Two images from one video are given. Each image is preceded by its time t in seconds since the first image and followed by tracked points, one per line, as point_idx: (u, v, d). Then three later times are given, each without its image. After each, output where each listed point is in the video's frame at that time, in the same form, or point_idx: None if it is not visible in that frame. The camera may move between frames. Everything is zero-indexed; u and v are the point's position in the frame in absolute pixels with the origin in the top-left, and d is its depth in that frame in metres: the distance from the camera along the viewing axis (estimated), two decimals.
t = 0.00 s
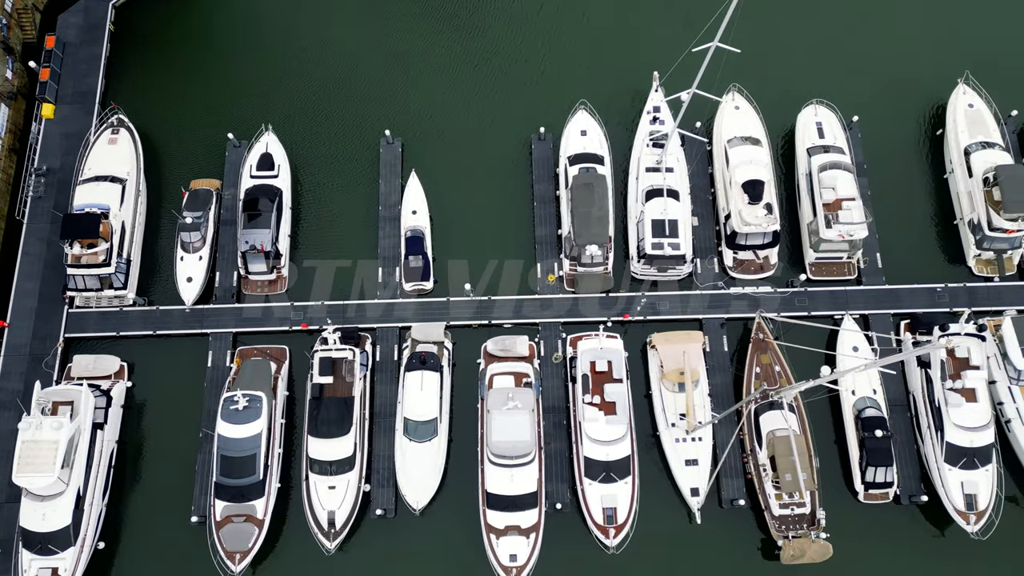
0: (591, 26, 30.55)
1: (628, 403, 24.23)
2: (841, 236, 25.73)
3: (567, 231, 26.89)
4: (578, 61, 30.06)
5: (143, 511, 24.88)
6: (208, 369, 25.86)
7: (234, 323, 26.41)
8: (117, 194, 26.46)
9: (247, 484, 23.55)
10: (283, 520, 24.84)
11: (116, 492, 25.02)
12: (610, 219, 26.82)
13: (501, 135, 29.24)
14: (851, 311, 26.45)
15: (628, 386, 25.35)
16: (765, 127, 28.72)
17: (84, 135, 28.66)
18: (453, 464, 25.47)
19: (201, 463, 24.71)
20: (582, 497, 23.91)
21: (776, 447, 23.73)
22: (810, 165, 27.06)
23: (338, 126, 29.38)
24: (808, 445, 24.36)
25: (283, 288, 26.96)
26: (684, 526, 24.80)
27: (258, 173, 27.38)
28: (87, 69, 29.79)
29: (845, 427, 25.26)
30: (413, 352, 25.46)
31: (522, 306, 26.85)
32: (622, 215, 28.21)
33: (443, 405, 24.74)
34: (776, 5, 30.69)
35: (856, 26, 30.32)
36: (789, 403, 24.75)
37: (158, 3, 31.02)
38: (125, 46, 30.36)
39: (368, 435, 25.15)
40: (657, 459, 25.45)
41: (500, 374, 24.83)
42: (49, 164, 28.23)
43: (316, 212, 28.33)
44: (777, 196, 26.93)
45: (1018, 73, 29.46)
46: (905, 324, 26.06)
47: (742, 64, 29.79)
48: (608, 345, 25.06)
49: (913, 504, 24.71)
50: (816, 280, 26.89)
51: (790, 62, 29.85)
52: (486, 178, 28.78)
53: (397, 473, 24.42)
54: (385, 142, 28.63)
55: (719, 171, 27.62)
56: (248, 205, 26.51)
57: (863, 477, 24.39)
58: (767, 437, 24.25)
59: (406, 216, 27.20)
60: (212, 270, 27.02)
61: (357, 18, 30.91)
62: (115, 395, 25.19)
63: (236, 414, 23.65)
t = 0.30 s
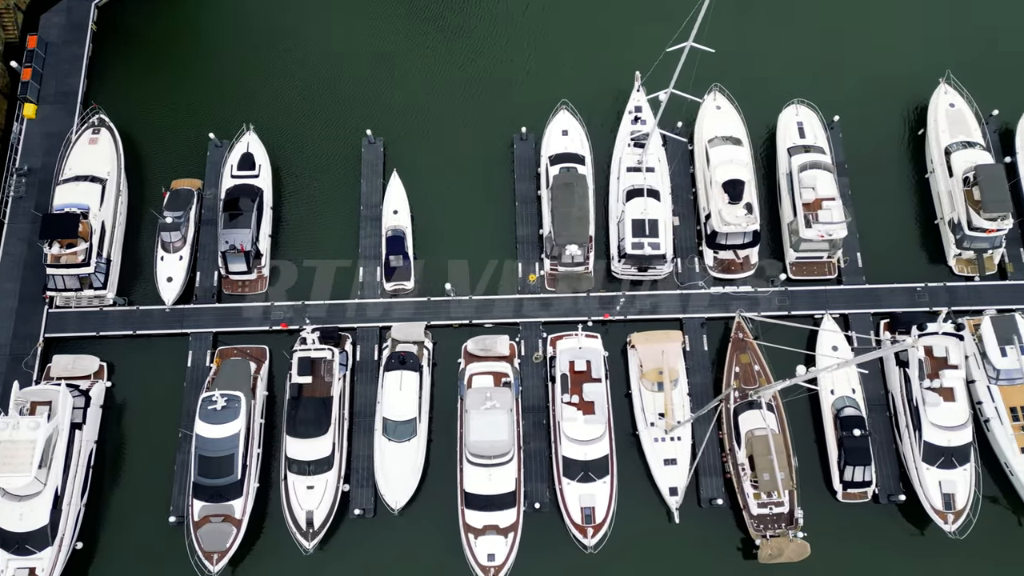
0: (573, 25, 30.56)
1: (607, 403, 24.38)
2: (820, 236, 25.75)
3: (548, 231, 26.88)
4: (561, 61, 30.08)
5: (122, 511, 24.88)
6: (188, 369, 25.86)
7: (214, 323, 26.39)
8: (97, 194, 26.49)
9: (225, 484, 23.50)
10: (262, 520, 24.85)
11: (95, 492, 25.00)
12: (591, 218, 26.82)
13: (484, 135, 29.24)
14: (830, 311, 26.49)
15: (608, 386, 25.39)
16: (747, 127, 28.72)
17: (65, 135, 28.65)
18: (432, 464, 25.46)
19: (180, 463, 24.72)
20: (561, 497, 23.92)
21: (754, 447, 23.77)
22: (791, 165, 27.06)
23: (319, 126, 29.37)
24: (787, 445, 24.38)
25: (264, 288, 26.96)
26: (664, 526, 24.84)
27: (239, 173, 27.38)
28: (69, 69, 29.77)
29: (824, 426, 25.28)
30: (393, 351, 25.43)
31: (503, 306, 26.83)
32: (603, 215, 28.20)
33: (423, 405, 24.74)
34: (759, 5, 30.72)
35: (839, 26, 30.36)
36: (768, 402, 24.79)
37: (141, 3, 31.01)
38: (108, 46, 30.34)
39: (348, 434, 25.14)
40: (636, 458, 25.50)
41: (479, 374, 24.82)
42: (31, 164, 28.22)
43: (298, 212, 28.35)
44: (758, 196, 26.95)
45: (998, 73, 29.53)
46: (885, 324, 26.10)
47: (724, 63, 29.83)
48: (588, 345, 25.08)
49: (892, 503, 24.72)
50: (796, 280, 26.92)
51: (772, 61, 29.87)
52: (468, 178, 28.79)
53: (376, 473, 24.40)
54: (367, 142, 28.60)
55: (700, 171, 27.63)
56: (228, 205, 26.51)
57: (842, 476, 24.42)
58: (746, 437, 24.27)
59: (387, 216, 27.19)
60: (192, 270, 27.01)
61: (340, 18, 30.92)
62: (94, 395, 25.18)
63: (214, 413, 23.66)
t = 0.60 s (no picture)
0: (555, 25, 30.59)
1: (585, 402, 24.42)
2: (799, 236, 25.80)
3: (529, 231, 26.88)
4: (542, 61, 30.10)
5: (100, 511, 24.85)
6: (167, 369, 25.85)
7: (194, 323, 26.39)
8: (77, 194, 26.52)
9: (202, 484, 23.51)
10: (240, 520, 24.82)
11: (73, 492, 24.97)
12: (571, 218, 26.82)
13: (465, 135, 29.26)
14: (810, 311, 26.54)
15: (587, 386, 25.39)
16: (728, 127, 28.76)
17: (47, 135, 28.64)
18: (412, 464, 25.45)
19: (158, 463, 24.72)
20: (539, 497, 23.91)
21: (732, 446, 23.71)
22: (771, 165, 27.09)
23: (301, 126, 29.40)
24: (765, 444, 24.35)
25: (244, 288, 26.95)
26: (642, 526, 24.85)
27: (219, 173, 27.40)
28: (50, 69, 29.76)
29: (803, 425, 25.31)
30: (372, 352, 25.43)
31: (483, 306, 26.84)
32: (584, 215, 28.21)
33: (401, 405, 24.75)
34: (740, 5, 30.76)
35: (820, 26, 30.39)
36: (746, 401, 24.77)
37: (124, 3, 31.00)
38: (89, 46, 30.33)
39: (326, 434, 25.13)
40: (616, 458, 25.52)
41: (458, 373, 24.83)
42: (11, 164, 28.21)
43: (279, 212, 28.36)
44: (738, 196, 26.98)
45: (979, 74, 29.58)
46: (864, 323, 26.12)
47: (705, 64, 29.87)
48: (566, 345, 25.20)
49: (870, 503, 24.77)
50: (776, 280, 26.97)
51: (753, 62, 29.90)
52: (450, 178, 28.79)
53: (354, 473, 24.41)
54: (349, 142, 28.63)
55: (681, 171, 27.65)
56: (208, 205, 26.50)
57: (820, 475, 24.44)
58: (724, 436, 24.33)
59: (368, 216, 27.21)
60: (172, 270, 27.02)
61: (322, 18, 30.92)
62: (72, 395, 25.20)
63: (191, 413, 23.64)
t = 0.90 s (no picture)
0: (536, 25, 30.60)
1: (564, 402, 24.39)
2: (778, 235, 25.84)
3: (509, 230, 26.88)
4: (524, 61, 30.11)
5: (77, 511, 24.78)
6: (147, 368, 25.83)
7: (174, 322, 26.38)
8: (56, 194, 26.54)
9: (179, 484, 23.48)
10: (218, 521, 24.79)
11: (51, 492, 24.91)
12: (551, 218, 26.82)
13: (446, 135, 29.26)
14: (790, 310, 26.57)
15: (566, 386, 25.40)
16: (709, 126, 28.78)
17: (27, 135, 28.62)
18: (391, 464, 25.43)
19: (136, 463, 24.71)
20: (517, 496, 23.91)
21: (710, 445, 23.78)
22: (751, 165, 27.10)
23: (283, 126, 29.39)
24: (742, 444, 24.43)
25: (224, 288, 26.93)
26: (620, 525, 24.86)
27: (200, 173, 27.40)
28: (32, 68, 29.74)
29: (781, 424, 25.31)
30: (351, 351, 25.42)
31: (463, 306, 26.83)
32: (565, 215, 28.21)
33: (380, 405, 24.73)
34: (722, 5, 30.80)
35: (801, 26, 30.42)
36: (724, 400, 24.83)
37: (106, 3, 31.00)
38: (71, 46, 30.32)
39: (305, 434, 25.11)
40: (595, 457, 25.53)
41: (436, 373, 24.80)
42: None
43: (261, 211, 28.35)
44: (718, 196, 26.99)
45: (959, 74, 29.63)
46: (843, 322, 26.13)
47: (686, 64, 29.90)
48: (545, 345, 25.22)
49: (848, 502, 24.79)
50: (756, 279, 27.00)
51: (734, 61, 29.93)
52: (431, 178, 28.79)
53: (333, 472, 24.40)
54: (330, 141, 28.63)
55: (662, 171, 27.65)
56: (188, 205, 26.50)
57: (798, 475, 24.46)
58: (702, 435, 24.34)
59: (348, 215, 27.21)
60: (152, 269, 27.02)
61: (304, 18, 30.92)
62: (51, 395, 25.24)
63: (168, 413, 23.64)
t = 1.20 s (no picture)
0: (517, 25, 30.62)
1: (542, 401, 24.47)
2: (757, 235, 25.88)
3: (489, 230, 26.87)
4: (505, 61, 30.13)
5: (55, 511, 24.76)
6: (126, 369, 25.84)
7: (153, 322, 26.38)
8: (36, 194, 26.54)
9: (156, 484, 23.47)
10: (196, 521, 24.78)
11: (30, 492, 24.90)
12: (531, 218, 26.85)
13: (428, 135, 29.28)
14: (769, 309, 26.62)
15: (544, 385, 25.40)
16: (690, 126, 28.82)
17: (8, 134, 28.57)
18: (369, 464, 25.41)
19: (114, 464, 24.71)
20: (494, 496, 23.91)
21: (687, 445, 23.81)
22: (730, 165, 27.13)
23: (264, 126, 29.41)
24: (720, 443, 24.47)
25: (204, 288, 26.92)
26: (599, 525, 24.89)
27: (180, 172, 27.41)
28: (13, 68, 29.66)
29: (760, 423, 25.34)
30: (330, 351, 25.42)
31: (443, 305, 26.84)
32: (545, 214, 28.23)
33: (358, 405, 24.71)
34: (703, 5, 30.83)
35: (782, 26, 30.45)
36: (702, 400, 24.83)
37: (88, 4, 30.98)
38: (53, 46, 30.29)
39: (284, 434, 25.09)
40: (574, 457, 25.54)
41: (414, 373, 24.84)
42: None
43: (242, 211, 28.35)
44: (697, 195, 27.01)
45: (939, 73, 29.69)
46: (822, 322, 26.14)
47: (667, 64, 29.94)
48: (523, 344, 25.24)
49: (825, 501, 24.83)
50: (736, 279, 27.04)
51: (715, 61, 29.95)
52: (411, 178, 28.80)
53: (310, 472, 24.38)
54: (311, 141, 28.64)
55: (642, 171, 27.64)
56: (167, 205, 26.50)
57: (776, 474, 24.50)
58: (680, 435, 24.34)
59: (328, 215, 27.21)
60: (132, 269, 27.03)
61: (286, 18, 30.93)
62: (30, 395, 25.22)
63: (145, 413, 23.63)
